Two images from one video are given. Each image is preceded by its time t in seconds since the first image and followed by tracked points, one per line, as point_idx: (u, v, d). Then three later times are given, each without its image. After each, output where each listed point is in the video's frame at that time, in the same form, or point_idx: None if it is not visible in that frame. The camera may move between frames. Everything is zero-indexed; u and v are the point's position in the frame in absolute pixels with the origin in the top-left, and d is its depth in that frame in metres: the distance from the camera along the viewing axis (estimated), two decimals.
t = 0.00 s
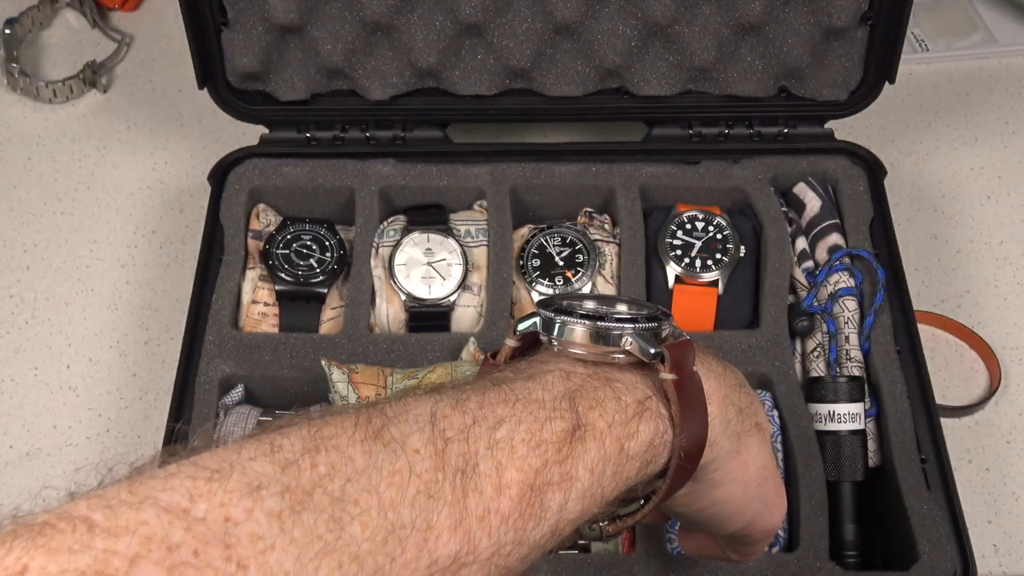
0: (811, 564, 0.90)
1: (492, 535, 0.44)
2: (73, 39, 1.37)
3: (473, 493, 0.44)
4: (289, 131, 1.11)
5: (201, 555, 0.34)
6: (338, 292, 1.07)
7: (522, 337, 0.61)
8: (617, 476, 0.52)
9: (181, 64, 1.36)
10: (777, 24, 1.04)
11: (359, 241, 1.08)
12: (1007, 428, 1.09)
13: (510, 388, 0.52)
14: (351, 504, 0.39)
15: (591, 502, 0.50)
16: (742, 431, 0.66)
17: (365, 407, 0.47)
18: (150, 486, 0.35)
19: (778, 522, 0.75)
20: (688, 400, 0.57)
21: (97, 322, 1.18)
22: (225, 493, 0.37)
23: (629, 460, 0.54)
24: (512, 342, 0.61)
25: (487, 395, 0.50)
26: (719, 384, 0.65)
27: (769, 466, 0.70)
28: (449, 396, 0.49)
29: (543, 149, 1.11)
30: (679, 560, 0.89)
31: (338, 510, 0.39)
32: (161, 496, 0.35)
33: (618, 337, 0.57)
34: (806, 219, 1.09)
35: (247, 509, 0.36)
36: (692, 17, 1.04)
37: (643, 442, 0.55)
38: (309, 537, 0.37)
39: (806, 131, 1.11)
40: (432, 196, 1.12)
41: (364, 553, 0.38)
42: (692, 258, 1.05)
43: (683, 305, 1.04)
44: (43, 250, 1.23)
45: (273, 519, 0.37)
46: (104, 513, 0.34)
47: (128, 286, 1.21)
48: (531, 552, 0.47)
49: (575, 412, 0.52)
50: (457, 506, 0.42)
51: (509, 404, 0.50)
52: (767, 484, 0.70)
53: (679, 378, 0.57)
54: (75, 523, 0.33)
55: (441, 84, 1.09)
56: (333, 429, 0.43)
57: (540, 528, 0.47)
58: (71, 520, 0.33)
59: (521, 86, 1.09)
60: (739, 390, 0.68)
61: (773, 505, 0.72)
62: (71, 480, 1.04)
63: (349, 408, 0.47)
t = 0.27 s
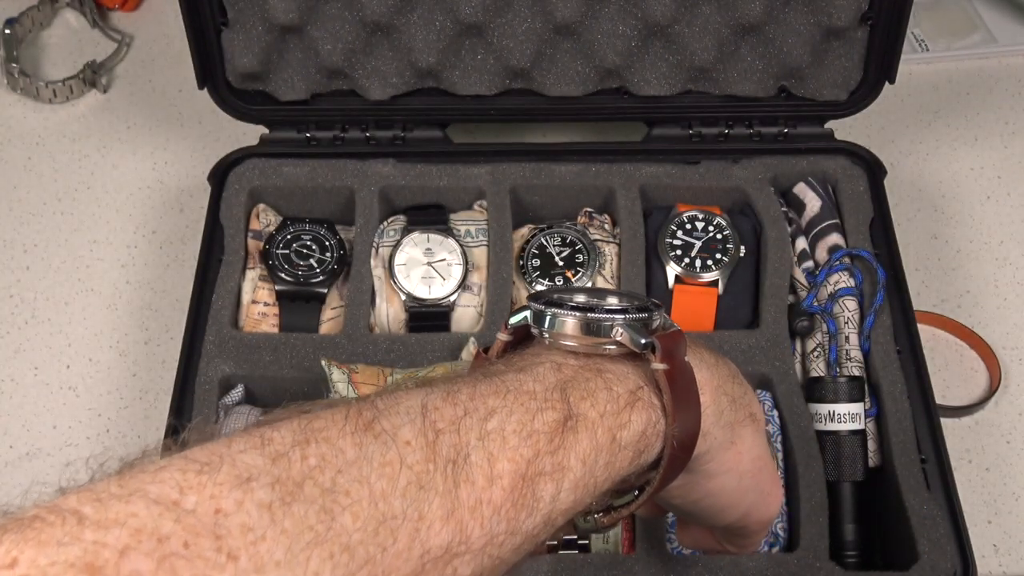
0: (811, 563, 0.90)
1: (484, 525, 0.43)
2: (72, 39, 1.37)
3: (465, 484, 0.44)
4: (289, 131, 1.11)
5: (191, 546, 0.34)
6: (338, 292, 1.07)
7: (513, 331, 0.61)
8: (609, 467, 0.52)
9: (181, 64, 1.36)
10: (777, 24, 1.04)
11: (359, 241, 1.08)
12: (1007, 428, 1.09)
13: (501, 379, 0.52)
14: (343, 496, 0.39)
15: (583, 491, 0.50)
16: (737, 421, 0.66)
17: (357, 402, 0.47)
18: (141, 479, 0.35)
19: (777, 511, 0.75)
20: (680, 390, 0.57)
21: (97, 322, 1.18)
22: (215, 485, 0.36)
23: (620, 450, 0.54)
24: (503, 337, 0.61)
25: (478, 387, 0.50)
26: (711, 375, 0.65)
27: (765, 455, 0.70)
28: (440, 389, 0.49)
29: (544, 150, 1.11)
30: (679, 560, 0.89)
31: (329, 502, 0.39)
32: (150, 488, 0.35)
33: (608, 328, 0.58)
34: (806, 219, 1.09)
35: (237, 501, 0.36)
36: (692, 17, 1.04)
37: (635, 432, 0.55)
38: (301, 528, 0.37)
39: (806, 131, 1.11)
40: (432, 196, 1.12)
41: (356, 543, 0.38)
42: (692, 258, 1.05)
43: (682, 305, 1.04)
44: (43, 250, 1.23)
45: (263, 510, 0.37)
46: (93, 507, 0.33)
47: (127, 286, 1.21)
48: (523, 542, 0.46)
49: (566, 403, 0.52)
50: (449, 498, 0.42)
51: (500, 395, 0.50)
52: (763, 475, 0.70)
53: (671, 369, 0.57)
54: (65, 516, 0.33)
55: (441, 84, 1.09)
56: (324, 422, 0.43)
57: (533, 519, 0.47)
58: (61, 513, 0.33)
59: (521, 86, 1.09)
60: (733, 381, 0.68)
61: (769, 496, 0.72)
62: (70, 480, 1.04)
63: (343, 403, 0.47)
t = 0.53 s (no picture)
0: (811, 563, 0.90)
1: (487, 516, 0.43)
2: (72, 39, 1.37)
3: (466, 475, 0.44)
4: (289, 131, 1.11)
5: (193, 538, 0.34)
6: (338, 292, 1.07)
7: (514, 326, 0.61)
8: (612, 458, 0.52)
9: (181, 64, 1.36)
10: (777, 24, 1.04)
11: (359, 241, 1.08)
12: (1007, 428, 1.09)
13: (503, 372, 0.52)
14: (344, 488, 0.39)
15: (586, 481, 0.50)
16: (741, 413, 0.66)
17: (357, 397, 0.47)
18: (142, 472, 0.36)
19: (784, 505, 0.75)
20: (681, 380, 0.56)
21: (97, 322, 1.18)
22: (217, 478, 0.37)
23: (623, 441, 0.53)
24: (505, 333, 0.61)
25: (478, 380, 0.50)
26: (714, 367, 0.65)
27: (772, 447, 0.70)
28: (442, 381, 0.49)
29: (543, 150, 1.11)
30: (679, 560, 0.89)
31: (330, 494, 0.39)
32: (152, 482, 0.35)
33: (607, 320, 0.58)
34: (806, 218, 1.09)
35: (239, 493, 0.36)
36: (692, 17, 1.04)
37: (637, 422, 0.55)
38: (303, 520, 0.37)
39: (806, 131, 1.11)
40: (432, 196, 1.12)
41: (358, 534, 0.38)
42: (692, 258, 1.05)
43: (683, 305, 1.04)
44: (43, 250, 1.23)
45: (265, 502, 0.37)
46: (96, 500, 0.34)
47: (128, 286, 1.21)
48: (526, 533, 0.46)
49: (567, 394, 0.52)
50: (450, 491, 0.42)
51: (501, 387, 0.50)
52: (769, 468, 0.70)
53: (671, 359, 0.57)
54: (67, 509, 0.33)
55: (441, 84, 1.09)
56: (326, 415, 0.43)
57: (535, 510, 0.47)
58: (63, 507, 0.33)
59: (521, 86, 1.09)
60: (737, 374, 0.68)
61: (776, 489, 0.72)
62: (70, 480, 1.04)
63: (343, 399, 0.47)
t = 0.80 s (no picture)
0: (810, 563, 0.90)
1: (479, 514, 0.43)
2: (73, 39, 1.37)
3: (457, 474, 0.44)
4: (289, 131, 1.11)
5: (180, 538, 0.34)
6: (338, 292, 1.07)
7: (507, 329, 0.61)
8: (606, 455, 0.52)
9: (182, 64, 1.36)
10: (777, 24, 1.04)
11: (359, 241, 1.08)
12: (1007, 428, 1.09)
13: (494, 374, 0.52)
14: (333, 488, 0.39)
15: (580, 478, 0.50)
16: (739, 411, 0.66)
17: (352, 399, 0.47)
18: (129, 476, 0.36)
19: (787, 502, 0.75)
20: (674, 377, 0.56)
21: (97, 322, 1.18)
22: (204, 481, 0.37)
23: (616, 438, 0.53)
24: (497, 337, 0.61)
25: (470, 381, 0.50)
26: (709, 365, 0.65)
27: (772, 444, 0.70)
28: (431, 386, 0.49)
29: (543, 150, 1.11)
30: (679, 560, 0.89)
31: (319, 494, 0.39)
32: (139, 485, 0.35)
33: (598, 319, 0.58)
34: (806, 218, 1.09)
35: (225, 494, 0.36)
36: (692, 17, 1.04)
37: (630, 419, 0.55)
38: (290, 520, 0.37)
39: (806, 131, 1.11)
40: (432, 196, 1.12)
41: (346, 532, 0.38)
42: (692, 258, 1.05)
43: (683, 306, 1.04)
44: (43, 250, 1.23)
45: (252, 502, 0.37)
46: (84, 503, 0.34)
47: (128, 286, 1.21)
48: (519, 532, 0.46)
49: (558, 393, 0.52)
50: (441, 490, 0.42)
51: (492, 388, 0.50)
52: (770, 466, 0.70)
53: (663, 357, 0.57)
54: (55, 513, 0.33)
55: (441, 84, 1.09)
56: (313, 419, 0.43)
57: (528, 508, 0.47)
58: (51, 510, 0.33)
59: (521, 86, 1.09)
60: (734, 372, 0.68)
61: (777, 487, 0.72)
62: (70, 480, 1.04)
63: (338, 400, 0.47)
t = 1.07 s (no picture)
0: (811, 563, 0.90)
1: (482, 512, 0.43)
2: (72, 39, 1.37)
3: (459, 472, 0.43)
4: (289, 131, 1.11)
5: (177, 538, 0.34)
6: (338, 293, 1.07)
7: (512, 327, 0.61)
8: (610, 451, 0.52)
9: (182, 63, 1.36)
10: (777, 24, 1.04)
11: (359, 241, 1.08)
12: (1007, 428, 1.09)
13: (497, 371, 0.52)
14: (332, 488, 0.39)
15: (584, 475, 0.50)
16: (747, 407, 0.66)
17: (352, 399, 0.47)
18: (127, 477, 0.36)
19: (799, 500, 0.75)
20: (679, 373, 0.57)
21: (97, 322, 1.18)
22: (201, 481, 0.37)
23: (621, 434, 0.53)
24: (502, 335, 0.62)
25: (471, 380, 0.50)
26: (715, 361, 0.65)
27: (783, 439, 0.70)
28: (433, 384, 0.49)
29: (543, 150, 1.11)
30: (678, 560, 0.89)
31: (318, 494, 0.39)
32: (136, 486, 0.35)
33: (602, 315, 0.58)
34: (806, 219, 1.09)
35: (223, 494, 0.36)
36: (692, 17, 1.04)
37: (635, 416, 0.55)
38: (290, 519, 0.37)
39: (806, 131, 1.11)
40: (432, 196, 1.12)
41: (346, 531, 0.38)
42: (692, 258, 1.05)
43: (683, 306, 1.04)
44: (43, 250, 1.23)
45: (250, 502, 0.37)
46: (81, 504, 0.34)
47: (128, 286, 1.21)
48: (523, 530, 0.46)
49: (562, 390, 0.52)
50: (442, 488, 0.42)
51: (495, 386, 0.50)
52: (779, 462, 0.69)
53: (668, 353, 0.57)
54: (52, 514, 0.33)
55: (440, 84, 1.09)
56: (313, 419, 0.43)
57: (532, 505, 0.47)
58: (48, 511, 0.33)
59: (521, 86, 1.09)
60: (742, 368, 0.68)
61: (788, 483, 0.72)
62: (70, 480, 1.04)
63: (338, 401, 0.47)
